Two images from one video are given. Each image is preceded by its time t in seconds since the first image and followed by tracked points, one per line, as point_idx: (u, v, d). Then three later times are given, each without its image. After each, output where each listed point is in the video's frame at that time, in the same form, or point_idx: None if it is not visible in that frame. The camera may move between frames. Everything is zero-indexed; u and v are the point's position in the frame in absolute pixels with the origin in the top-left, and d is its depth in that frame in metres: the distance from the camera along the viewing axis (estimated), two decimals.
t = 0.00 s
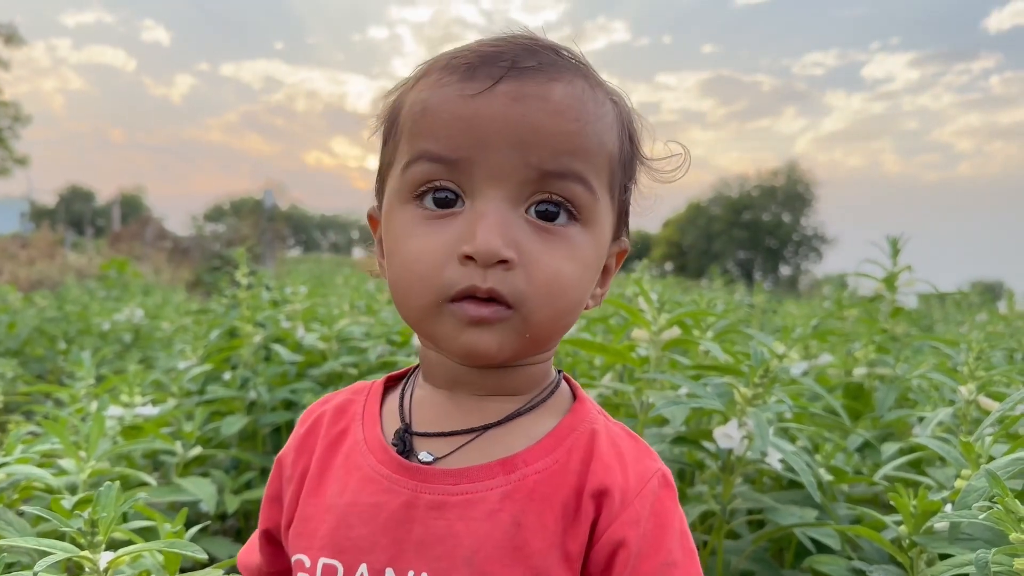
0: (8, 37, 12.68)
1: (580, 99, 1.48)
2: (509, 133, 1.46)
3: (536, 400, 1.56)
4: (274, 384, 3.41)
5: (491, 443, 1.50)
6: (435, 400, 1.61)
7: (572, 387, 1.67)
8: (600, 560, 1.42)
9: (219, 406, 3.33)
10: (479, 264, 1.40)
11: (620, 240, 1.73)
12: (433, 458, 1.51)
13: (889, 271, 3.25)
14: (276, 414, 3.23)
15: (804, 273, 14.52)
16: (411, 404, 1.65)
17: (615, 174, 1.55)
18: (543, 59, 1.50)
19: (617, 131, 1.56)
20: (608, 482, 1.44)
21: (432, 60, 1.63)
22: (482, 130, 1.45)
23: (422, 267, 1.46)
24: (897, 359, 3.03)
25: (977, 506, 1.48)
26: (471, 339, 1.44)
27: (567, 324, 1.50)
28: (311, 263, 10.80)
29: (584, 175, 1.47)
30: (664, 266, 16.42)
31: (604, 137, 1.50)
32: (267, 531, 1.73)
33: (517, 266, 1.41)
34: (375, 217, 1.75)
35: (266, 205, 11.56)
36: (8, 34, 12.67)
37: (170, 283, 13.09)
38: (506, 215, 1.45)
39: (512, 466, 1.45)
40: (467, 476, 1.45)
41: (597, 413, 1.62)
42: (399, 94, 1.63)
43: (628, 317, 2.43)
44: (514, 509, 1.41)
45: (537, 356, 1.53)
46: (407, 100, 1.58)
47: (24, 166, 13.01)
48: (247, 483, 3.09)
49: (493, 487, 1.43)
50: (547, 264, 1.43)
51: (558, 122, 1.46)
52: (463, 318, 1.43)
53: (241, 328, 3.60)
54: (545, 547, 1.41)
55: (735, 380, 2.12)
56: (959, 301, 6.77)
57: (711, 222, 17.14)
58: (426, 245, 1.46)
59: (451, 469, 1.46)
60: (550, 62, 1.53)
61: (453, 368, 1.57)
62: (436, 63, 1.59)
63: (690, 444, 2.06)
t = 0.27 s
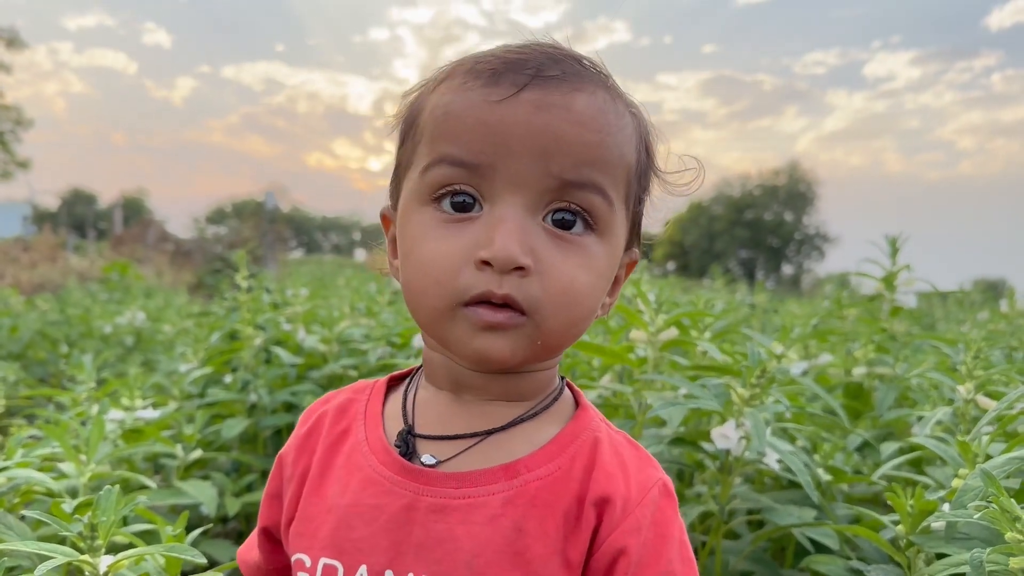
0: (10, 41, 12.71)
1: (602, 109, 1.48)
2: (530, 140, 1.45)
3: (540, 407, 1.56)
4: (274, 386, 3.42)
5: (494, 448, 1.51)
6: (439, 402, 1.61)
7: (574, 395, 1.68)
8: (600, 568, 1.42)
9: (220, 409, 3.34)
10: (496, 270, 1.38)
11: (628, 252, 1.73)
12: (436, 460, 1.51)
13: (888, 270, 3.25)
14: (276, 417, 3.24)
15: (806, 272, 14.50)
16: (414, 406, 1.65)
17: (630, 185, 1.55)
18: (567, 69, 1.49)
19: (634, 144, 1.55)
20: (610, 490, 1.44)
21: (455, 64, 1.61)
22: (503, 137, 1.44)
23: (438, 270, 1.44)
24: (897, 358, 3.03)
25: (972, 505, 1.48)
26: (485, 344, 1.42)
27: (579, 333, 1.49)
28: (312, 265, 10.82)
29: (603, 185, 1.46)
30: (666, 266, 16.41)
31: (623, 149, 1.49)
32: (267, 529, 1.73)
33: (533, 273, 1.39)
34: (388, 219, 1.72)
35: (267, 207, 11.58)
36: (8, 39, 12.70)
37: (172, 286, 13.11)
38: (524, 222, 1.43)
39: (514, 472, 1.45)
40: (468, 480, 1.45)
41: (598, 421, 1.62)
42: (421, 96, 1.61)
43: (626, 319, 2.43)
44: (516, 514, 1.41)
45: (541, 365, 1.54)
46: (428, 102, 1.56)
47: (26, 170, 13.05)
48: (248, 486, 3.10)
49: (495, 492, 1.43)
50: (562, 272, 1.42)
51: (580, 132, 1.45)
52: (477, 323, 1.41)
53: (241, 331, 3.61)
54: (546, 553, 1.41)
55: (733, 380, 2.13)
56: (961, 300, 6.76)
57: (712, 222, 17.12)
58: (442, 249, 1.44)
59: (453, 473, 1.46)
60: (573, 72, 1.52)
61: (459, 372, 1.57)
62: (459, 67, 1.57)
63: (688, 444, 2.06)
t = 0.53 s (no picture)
0: (11, 47, 12.75)
1: (596, 107, 1.47)
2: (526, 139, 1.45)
3: (542, 397, 1.55)
4: (274, 388, 3.43)
5: (499, 437, 1.49)
6: (441, 394, 1.58)
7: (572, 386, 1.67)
8: (607, 552, 1.42)
9: (219, 412, 3.34)
10: (497, 268, 1.38)
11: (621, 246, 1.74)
12: (443, 451, 1.49)
13: (886, 267, 3.25)
14: (276, 419, 3.24)
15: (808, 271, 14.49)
16: (415, 398, 1.62)
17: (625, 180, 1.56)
18: (560, 69, 1.48)
19: (626, 141, 1.55)
20: (614, 475, 1.44)
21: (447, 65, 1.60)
22: (500, 138, 1.43)
23: (439, 270, 1.44)
24: (896, 355, 3.03)
25: (969, 501, 1.48)
26: (487, 341, 1.42)
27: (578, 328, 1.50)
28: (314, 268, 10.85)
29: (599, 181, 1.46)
30: (667, 266, 16.41)
31: (617, 146, 1.49)
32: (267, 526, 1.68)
33: (533, 270, 1.39)
34: (383, 218, 1.71)
35: (268, 211, 11.60)
36: (10, 45, 12.73)
37: (174, 290, 13.15)
38: (523, 220, 1.43)
39: (520, 460, 1.45)
40: (475, 468, 1.44)
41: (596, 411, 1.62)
42: (413, 97, 1.59)
43: (623, 317, 2.43)
44: (523, 502, 1.41)
45: (541, 359, 1.52)
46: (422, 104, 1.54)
47: (28, 175, 13.08)
48: (248, 488, 3.11)
49: (502, 480, 1.42)
50: (562, 269, 1.42)
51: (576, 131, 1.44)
52: (479, 321, 1.41)
53: (241, 333, 3.61)
54: (555, 538, 1.41)
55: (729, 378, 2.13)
56: (962, 298, 6.75)
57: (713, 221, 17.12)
58: (442, 250, 1.43)
59: (460, 462, 1.45)
60: (565, 71, 1.51)
61: (460, 367, 1.54)
62: (452, 68, 1.55)
63: (685, 442, 2.06)
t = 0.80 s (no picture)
0: (12, 51, 12.79)
1: (577, 108, 1.49)
2: (512, 141, 1.46)
3: (537, 399, 1.55)
4: (275, 391, 3.44)
5: (500, 442, 1.49)
6: (439, 400, 1.57)
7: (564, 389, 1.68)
8: (611, 551, 1.43)
9: (221, 415, 3.36)
10: (490, 267, 1.39)
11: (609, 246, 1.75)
12: (445, 459, 1.48)
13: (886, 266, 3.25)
14: (277, 422, 3.25)
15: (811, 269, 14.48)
16: (414, 406, 1.61)
17: (610, 179, 1.57)
18: (540, 72, 1.50)
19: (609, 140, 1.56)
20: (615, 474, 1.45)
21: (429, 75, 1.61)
22: (485, 141, 1.44)
23: (432, 274, 1.44)
24: (896, 354, 3.03)
25: (965, 502, 1.48)
26: (481, 341, 1.42)
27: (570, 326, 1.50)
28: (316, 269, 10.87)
29: (584, 179, 1.47)
30: (670, 264, 16.41)
31: (601, 145, 1.51)
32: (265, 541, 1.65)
33: (525, 268, 1.40)
34: (372, 231, 1.71)
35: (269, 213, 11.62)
36: (13, 49, 12.78)
37: (177, 292, 13.18)
38: (512, 221, 1.43)
39: (522, 463, 1.45)
40: (478, 474, 1.44)
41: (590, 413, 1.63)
42: (396, 108, 1.60)
43: (622, 320, 2.43)
44: (528, 505, 1.42)
45: (531, 360, 1.52)
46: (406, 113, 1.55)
47: (31, 179, 13.13)
48: (250, 492, 3.12)
49: (506, 484, 1.43)
50: (553, 266, 1.43)
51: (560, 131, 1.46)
52: (473, 322, 1.42)
53: (242, 337, 3.62)
54: (560, 539, 1.42)
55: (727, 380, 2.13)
56: (964, 296, 6.76)
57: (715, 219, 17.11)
58: (434, 253, 1.44)
59: (463, 468, 1.45)
60: (545, 75, 1.53)
61: (456, 370, 1.53)
62: (433, 77, 1.57)
63: (683, 445, 2.06)
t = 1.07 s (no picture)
0: (15, 53, 12.80)
1: (574, 106, 1.48)
2: (512, 141, 1.45)
3: (541, 396, 1.56)
4: (279, 392, 3.45)
5: (506, 440, 1.49)
6: (443, 401, 1.56)
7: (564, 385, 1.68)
8: (618, 543, 1.45)
9: (226, 416, 3.37)
10: (493, 268, 1.38)
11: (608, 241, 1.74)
12: (452, 459, 1.48)
13: (889, 262, 3.24)
14: (282, 422, 3.26)
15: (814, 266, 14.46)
16: (416, 407, 1.59)
17: (608, 176, 1.56)
18: (536, 70, 1.49)
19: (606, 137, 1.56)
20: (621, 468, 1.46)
21: (425, 75, 1.60)
22: (485, 141, 1.43)
23: (434, 276, 1.43)
24: (901, 350, 3.03)
25: (971, 497, 1.48)
26: (485, 342, 1.42)
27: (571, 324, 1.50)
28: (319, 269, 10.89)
29: (584, 178, 1.47)
30: (673, 262, 16.40)
31: (599, 142, 1.50)
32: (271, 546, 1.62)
33: (528, 268, 1.40)
34: (369, 232, 1.70)
35: (272, 214, 11.64)
36: (15, 52, 12.79)
37: (181, 294, 13.20)
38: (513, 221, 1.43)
39: (530, 461, 1.45)
40: (487, 472, 1.44)
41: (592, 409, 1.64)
42: (392, 108, 1.59)
43: (625, 317, 2.43)
44: (538, 502, 1.42)
45: (534, 359, 1.52)
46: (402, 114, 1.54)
47: (34, 181, 13.15)
48: (255, 492, 3.13)
49: (514, 482, 1.43)
50: (555, 265, 1.43)
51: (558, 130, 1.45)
52: (476, 323, 1.41)
53: (246, 337, 3.63)
54: (570, 534, 1.43)
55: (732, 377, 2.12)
56: (968, 290, 6.75)
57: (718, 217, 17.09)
58: (436, 255, 1.43)
59: (472, 467, 1.44)
60: (541, 73, 1.52)
61: (459, 370, 1.53)
62: (428, 77, 1.55)
63: (688, 442, 2.06)
